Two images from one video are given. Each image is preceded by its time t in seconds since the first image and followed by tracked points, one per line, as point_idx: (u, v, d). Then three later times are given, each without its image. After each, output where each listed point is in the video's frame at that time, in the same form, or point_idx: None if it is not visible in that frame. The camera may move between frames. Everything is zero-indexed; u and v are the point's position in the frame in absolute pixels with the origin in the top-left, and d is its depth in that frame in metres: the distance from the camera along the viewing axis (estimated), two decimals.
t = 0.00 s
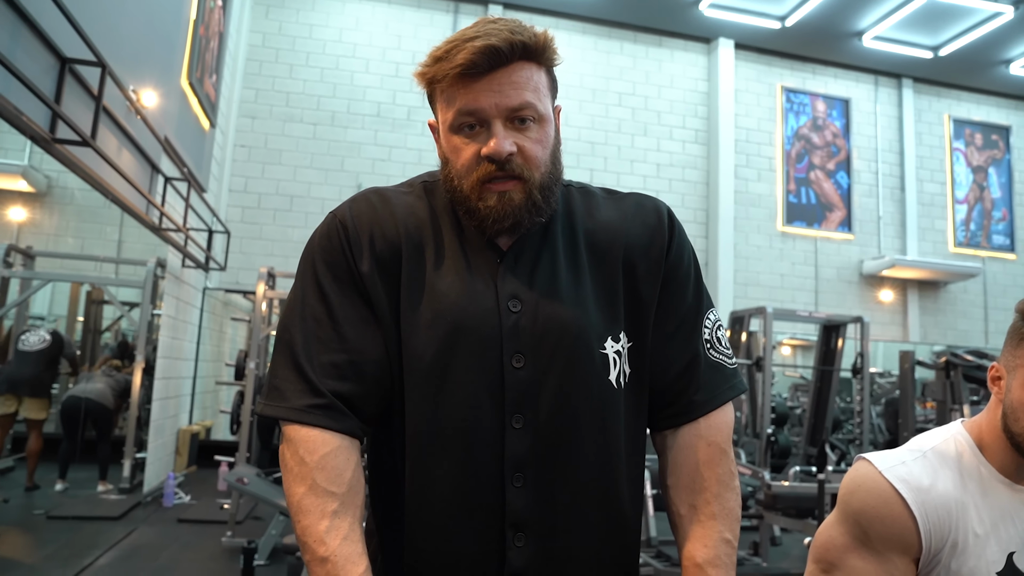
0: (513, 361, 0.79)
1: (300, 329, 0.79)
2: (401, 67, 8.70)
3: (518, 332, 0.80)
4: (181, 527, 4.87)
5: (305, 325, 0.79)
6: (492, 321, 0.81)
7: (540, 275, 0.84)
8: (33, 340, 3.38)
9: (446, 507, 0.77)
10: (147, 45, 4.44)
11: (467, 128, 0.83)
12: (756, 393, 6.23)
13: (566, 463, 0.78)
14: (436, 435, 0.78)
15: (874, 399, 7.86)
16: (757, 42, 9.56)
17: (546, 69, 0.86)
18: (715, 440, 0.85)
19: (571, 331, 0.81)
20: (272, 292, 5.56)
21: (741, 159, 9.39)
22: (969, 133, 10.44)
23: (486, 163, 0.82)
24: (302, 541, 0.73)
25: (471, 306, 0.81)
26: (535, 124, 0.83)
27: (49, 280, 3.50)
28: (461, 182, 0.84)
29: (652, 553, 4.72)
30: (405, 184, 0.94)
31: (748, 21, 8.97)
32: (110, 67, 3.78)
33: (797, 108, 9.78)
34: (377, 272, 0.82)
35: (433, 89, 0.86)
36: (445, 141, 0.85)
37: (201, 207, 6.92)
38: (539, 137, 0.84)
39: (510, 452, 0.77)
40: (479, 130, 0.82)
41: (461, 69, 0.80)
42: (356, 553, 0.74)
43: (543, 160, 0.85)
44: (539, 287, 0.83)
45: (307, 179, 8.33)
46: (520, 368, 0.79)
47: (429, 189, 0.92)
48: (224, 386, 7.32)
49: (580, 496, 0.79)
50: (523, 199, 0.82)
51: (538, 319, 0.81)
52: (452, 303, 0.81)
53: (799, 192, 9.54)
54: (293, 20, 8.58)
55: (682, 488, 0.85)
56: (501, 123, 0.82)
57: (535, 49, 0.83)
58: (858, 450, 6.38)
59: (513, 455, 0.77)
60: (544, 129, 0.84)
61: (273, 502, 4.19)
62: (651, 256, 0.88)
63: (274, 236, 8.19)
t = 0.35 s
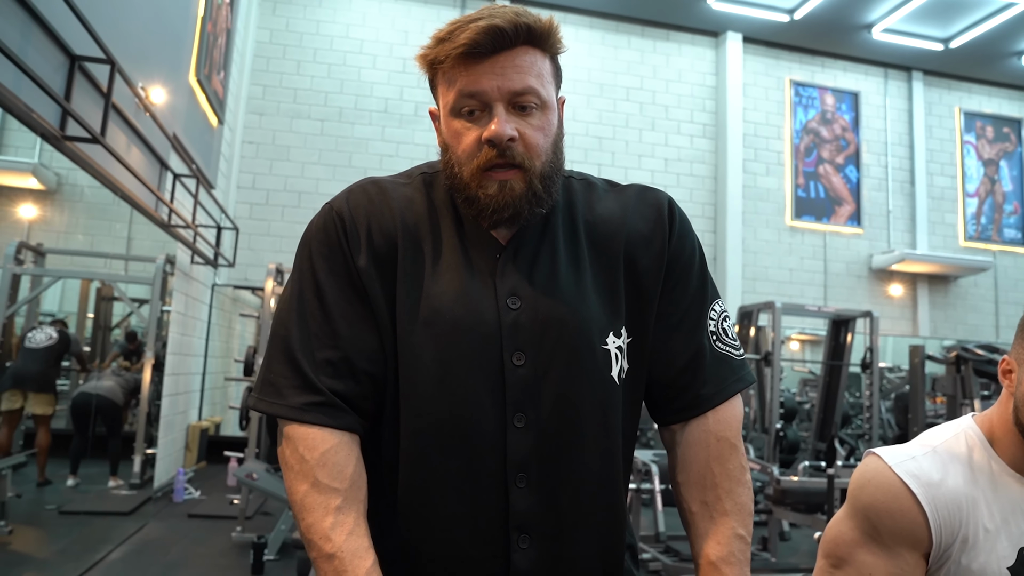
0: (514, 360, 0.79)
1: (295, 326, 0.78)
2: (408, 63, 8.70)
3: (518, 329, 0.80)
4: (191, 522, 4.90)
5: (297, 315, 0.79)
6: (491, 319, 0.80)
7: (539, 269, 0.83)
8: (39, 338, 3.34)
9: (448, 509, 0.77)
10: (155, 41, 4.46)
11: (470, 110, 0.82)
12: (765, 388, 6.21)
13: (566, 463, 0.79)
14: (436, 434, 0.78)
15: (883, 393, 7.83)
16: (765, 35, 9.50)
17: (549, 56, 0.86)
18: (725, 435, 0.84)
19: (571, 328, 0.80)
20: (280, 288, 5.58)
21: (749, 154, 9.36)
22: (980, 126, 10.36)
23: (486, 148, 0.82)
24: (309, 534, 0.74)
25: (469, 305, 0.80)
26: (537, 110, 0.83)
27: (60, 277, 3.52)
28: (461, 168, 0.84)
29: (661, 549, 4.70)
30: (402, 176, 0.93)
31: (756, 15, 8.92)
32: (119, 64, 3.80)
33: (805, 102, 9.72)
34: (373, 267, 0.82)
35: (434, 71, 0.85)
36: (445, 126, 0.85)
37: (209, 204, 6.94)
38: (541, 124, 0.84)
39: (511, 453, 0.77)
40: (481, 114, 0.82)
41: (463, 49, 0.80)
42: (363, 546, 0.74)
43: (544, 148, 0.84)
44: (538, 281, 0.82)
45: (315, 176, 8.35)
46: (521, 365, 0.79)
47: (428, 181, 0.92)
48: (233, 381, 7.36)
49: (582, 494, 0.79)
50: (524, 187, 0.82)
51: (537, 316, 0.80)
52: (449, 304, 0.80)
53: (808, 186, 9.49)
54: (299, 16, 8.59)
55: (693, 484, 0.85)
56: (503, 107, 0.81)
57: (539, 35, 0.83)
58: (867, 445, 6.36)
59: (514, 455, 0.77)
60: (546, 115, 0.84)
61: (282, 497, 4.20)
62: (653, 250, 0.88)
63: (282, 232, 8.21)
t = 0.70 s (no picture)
0: (524, 335, 0.81)
1: (337, 319, 0.80)
2: (407, 68, 8.71)
3: (529, 307, 0.82)
4: (189, 528, 4.88)
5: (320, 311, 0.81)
6: (503, 297, 0.82)
7: (549, 255, 0.86)
8: (36, 346, 3.33)
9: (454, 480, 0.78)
10: (154, 46, 4.45)
11: (492, 107, 0.87)
12: (763, 393, 6.22)
13: (572, 436, 0.79)
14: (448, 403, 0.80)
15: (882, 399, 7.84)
16: (764, 41, 9.53)
17: (567, 72, 0.91)
18: (718, 438, 0.84)
19: (578, 305, 0.82)
20: (278, 293, 5.57)
21: (748, 159, 9.37)
22: (978, 131, 10.38)
23: (503, 138, 0.86)
24: (328, 536, 0.73)
25: (483, 286, 0.83)
26: (551, 114, 0.88)
27: (59, 282, 3.52)
28: (479, 157, 0.88)
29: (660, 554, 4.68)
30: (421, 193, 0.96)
31: (755, 20, 8.94)
32: (118, 69, 3.80)
33: (804, 107, 9.75)
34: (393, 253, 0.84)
35: (464, 74, 0.91)
36: (468, 121, 0.90)
37: (208, 208, 6.93)
38: (556, 126, 0.88)
39: (519, 422, 0.79)
40: (502, 110, 0.87)
41: (491, 50, 0.87)
42: (378, 555, 0.73)
43: (558, 146, 0.88)
44: (550, 264, 0.85)
45: (314, 181, 8.35)
46: (530, 340, 0.81)
47: (447, 193, 0.95)
48: (232, 386, 7.34)
49: (588, 470, 0.79)
50: (535, 167, 0.86)
51: (548, 296, 0.83)
52: (462, 283, 0.82)
53: (807, 191, 9.50)
54: (299, 21, 8.61)
55: (691, 486, 0.84)
56: (523, 105, 0.86)
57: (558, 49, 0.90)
58: (866, 450, 6.35)
59: (522, 425, 0.79)
60: (560, 119, 0.89)
61: (281, 503, 4.20)
62: (655, 259, 0.91)
63: (281, 237, 8.21)
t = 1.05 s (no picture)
0: (536, 335, 0.85)
1: (311, 338, 0.85)
2: (407, 75, 8.73)
3: (540, 310, 0.87)
4: (186, 534, 4.86)
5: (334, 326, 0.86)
6: (515, 301, 0.87)
7: (553, 266, 0.92)
8: (33, 357, 3.32)
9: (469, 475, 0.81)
10: (154, 52, 4.46)
11: (499, 129, 0.92)
12: (762, 401, 6.21)
13: (581, 432, 0.84)
14: (465, 401, 0.83)
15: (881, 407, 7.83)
16: (762, 49, 9.56)
17: (567, 98, 0.97)
18: (699, 428, 0.98)
19: (586, 311, 0.88)
20: (277, 299, 5.57)
21: (747, 167, 9.39)
22: (977, 140, 10.40)
23: (510, 156, 0.91)
24: (309, 504, 0.76)
25: (496, 291, 0.87)
26: (553, 136, 0.93)
27: (57, 287, 3.51)
28: (485, 174, 0.93)
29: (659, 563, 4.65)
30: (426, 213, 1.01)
31: (754, 29, 8.98)
32: (118, 75, 3.81)
33: (803, 115, 9.77)
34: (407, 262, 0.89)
35: (472, 98, 0.96)
36: (475, 142, 0.95)
37: (208, 214, 6.92)
38: (556, 147, 0.94)
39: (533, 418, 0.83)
40: (508, 132, 0.92)
41: (500, 75, 0.92)
42: (359, 516, 0.76)
43: (559, 165, 0.94)
44: (554, 273, 0.91)
45: (313, 187, 8.36)
46: (541, 340, 0.85)
47: (449, 212, 0.99)
48: (230, 393, 7.33)
49: (595, 464, 0.84)
50: (538, 184, 0.92)
51: (556, 301, 0.88)
52: (476, 289, 0.86)
53: (806, 199, 9.52)
54: (299, 28, 8.64)
55: (675, 459, 0.95)
56: (528, 127, 0.92)
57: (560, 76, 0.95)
58: (865, 459, 6.34)
59: (535, 421, 0.83)
60: (561, 141, 0.95)
61: (278, 510, 4.19)
62: (644, 275, 0.99)
63: (281, 243, 8.21)
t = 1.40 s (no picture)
0: (544, 332, 0.87)
1: (303, 328, 0.91)
2: (413, 74, 8.73)
3: (548, 309, 0.89)
4: (195, 532, 4.89)
5: (341, 327, 0.89)
6: (522, 301, 0.89)
7: (556, 268, 0.95)
8: (42, 358, 3.36)
9: (479, 469, 0.83)
10: (161, 52, 4.47)
11: (498, 143, 0.94)
12: (769, 399, 6.20)
13: (587, 426, 0.86)
14: (475, 397, 0.84)
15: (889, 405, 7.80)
16: (769, 46, 9.52)
17: (562, 103, 0.98)
18: (695, 419, 1.05)
19: (593, 310, 0.90)
20: (283, 298, 5.58)
21: (754, 164, 9.37)
22: (986, 137, 10.33)
23: (510, 172, 0.93)
24: (291, 459, 0.81)
25: (503, 291, 0.89)
26: (552, 145, 0.95)
27: (66, 286, 3.54)
28: (487, 189, 0.96)
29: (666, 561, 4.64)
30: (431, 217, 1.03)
31: (760, 26, 8.95)
32: (126, 76, 3.83)
33: (810, 112, 9.73)
34: (415, 265, 0.92)
35: (470, 110, 0.98)
36: (476, 155, 0.98)
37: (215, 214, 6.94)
38: (555, 156, 0.96)
39: (543, 413, 0.84)
40: (506, 146, 0.94)
41: (494, 92, 0.93)
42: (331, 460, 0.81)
43: (557, 175, 0.96)
44: (558, 274, 0.94)
45: (320, 186, 8.38)
46: (551, 338, 0.87)
47: (453, 218, 1.02)
48: (237, 391, 7.35)
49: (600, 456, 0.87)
50: (537, 203, 0.94)
51: (561, 300, 0.90)
52: (486, 289, 0.88)
53: (813, 196, 9.48)
54: (306, 27, 8.65)
55: (675, 441, 1.03)
56: (525, 140, 0.93)
57: (557, 83, 0.96)
58: (873, 457, 6.31)
59: (546, 416, 0.84)
60: (559, 150, 0.96)
61: (286, 507, 4.19)
62: (647, 274, 1.02)
63: (287, 242, 8.23)
